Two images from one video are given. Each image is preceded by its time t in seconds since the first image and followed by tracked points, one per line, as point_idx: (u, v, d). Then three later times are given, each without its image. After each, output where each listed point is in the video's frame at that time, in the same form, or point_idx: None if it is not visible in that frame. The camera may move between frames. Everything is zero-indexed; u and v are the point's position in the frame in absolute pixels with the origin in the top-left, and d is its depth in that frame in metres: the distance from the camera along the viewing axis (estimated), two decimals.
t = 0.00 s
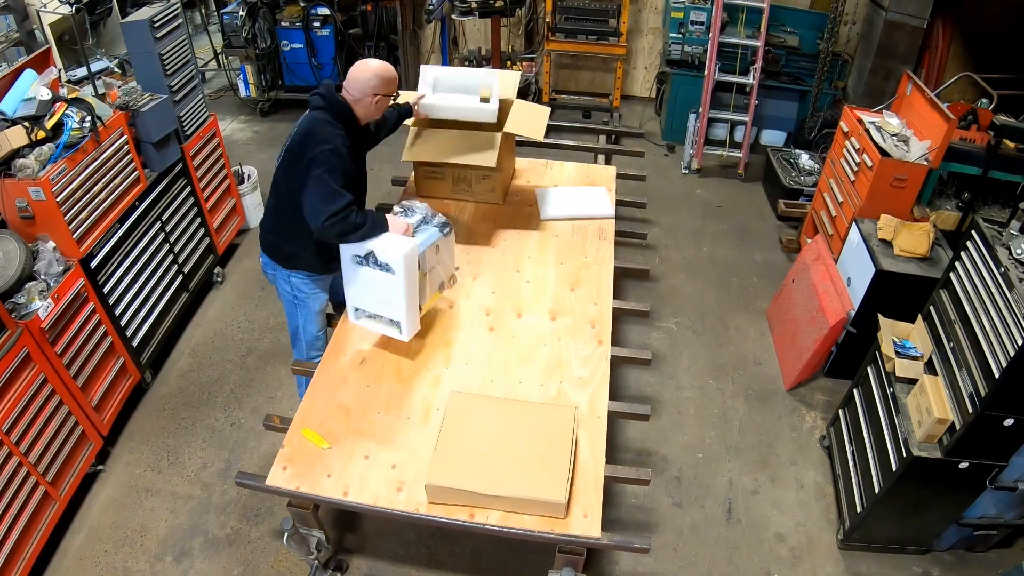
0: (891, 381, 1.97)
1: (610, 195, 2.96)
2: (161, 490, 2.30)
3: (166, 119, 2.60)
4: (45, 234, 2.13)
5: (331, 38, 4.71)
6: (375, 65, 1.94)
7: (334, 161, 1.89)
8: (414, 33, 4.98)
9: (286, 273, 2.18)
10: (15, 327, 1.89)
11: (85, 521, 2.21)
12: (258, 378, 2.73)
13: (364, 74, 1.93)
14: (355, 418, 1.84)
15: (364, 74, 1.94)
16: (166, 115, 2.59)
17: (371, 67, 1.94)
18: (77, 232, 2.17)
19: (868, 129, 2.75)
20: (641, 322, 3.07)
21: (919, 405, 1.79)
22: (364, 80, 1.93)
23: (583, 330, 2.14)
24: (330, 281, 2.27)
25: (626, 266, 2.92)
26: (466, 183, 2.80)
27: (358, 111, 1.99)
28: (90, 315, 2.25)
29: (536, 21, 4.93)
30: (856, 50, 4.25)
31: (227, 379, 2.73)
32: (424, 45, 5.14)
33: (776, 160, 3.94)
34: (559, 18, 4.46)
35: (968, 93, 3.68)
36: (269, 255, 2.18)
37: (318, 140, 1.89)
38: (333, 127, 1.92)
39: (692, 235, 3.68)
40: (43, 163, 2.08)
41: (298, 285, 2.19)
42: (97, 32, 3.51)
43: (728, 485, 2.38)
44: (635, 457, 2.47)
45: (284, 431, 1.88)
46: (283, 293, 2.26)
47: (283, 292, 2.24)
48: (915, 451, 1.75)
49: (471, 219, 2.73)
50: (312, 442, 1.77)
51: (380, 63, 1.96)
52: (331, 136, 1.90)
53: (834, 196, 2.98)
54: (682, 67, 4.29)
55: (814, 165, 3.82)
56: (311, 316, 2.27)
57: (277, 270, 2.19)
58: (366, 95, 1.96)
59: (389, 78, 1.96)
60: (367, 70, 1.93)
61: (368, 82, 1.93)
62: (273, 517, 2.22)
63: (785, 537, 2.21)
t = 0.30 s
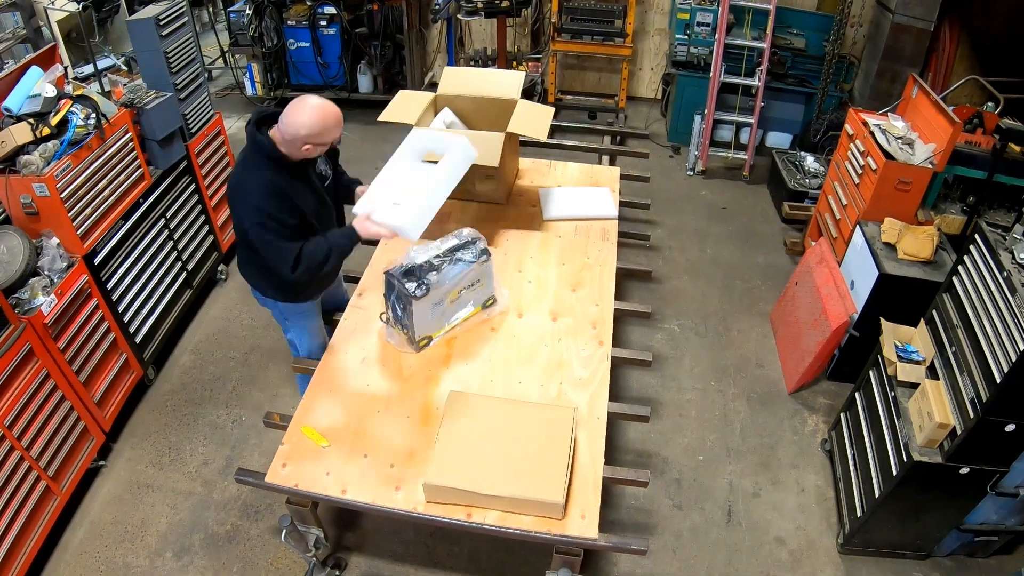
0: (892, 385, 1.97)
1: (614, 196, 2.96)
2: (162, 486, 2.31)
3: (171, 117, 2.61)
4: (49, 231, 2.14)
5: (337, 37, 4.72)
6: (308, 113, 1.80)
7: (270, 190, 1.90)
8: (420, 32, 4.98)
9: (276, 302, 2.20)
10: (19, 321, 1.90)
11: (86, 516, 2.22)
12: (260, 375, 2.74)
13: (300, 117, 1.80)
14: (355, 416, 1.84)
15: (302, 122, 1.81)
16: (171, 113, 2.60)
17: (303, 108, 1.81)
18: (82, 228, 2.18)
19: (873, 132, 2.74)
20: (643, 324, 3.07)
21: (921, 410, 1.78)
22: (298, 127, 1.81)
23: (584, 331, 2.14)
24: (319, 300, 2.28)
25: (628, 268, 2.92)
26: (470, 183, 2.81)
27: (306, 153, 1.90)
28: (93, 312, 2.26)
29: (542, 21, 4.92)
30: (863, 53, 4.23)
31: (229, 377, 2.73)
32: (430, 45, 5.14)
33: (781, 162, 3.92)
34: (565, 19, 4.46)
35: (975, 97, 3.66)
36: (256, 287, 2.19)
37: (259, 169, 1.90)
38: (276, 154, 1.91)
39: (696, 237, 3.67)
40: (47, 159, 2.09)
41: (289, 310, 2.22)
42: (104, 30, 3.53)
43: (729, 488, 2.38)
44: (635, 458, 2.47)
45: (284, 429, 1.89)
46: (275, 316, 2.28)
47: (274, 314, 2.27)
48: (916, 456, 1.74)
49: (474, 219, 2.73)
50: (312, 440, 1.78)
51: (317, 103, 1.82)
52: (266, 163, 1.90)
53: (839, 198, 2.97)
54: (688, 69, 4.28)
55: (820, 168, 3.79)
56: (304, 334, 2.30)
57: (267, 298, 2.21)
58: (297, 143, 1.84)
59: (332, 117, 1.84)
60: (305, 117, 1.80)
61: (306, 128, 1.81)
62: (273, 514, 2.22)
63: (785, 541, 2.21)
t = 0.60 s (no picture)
0: (894, 389, 1.96)
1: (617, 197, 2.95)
2: (163, 482, 2.32)
3: (175, 114, 2.62)
4: (53, 227, 2.15)
5: (343, 36, 4.74)
6: (326, 155, 1.71)
7: (294, 188, 1.81)
8: (426, 32, 4.99)
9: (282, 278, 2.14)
10: (21, 317, 1.91)
11: (87, 511, 2.24)
12: (263, 372, 2.75)
13: (320, 149, 1.73)
14: (355, 414, 1.85)
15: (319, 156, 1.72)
16: (176, 111, 2.62)
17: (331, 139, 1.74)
18: (85, 225, 2.19)
19: (878, 135, 2.72)
20: (646, 325, 3.06)
21: (922, 415, 1.77)
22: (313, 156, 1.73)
23: (584, 331, 2.14)
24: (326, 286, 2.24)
25: (631, 269, 2.91)
26: (471, 182, 2.81)
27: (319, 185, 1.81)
28: (97, 308, 2.27)
29: (549, 22, 4.93)
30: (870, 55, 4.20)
31: (231, 374, 2.74)
32: (436, 45, 5.15)
33: (786, 165, 3.91)
34: (571, 19, 4.45)
35: (982, 100, 3.64)
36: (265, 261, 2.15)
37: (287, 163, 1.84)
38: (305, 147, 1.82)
39: (700, 238, 3.66)
40: (52, 156, 2.11)
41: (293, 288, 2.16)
42: (112, 28, 3.55)
43: (729, 491, 2.37)
44: (636, 460, 2.47)
45: (284, 427, 1.90)
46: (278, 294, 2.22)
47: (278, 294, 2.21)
48: (916, 461, 1.73)
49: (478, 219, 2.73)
50: (311, 438, 1.78)
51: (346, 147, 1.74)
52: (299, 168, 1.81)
53: (843, 201, 2.95)
54: (693, 70, 4.28)
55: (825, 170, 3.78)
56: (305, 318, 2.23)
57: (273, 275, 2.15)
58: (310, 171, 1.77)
59: (350, 165, 1.73)
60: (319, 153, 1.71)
61: (317, 163, 1.72)
62: (273, 511, 2.23)
63: (785, 545, 2.20)
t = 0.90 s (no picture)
0: (895, 394, 1.95)
1: (621, 198, 2.95)
2: (164, 478, 2.33)
3: (180, 112, 2.63)
4: (57, 223, 2.17)
5: (349, 35, 4.75)
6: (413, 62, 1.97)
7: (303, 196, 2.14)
8: (432, 31, 4.99)
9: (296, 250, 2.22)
10: (25, 312, 1.93)
11: (89, 506, 2.25)
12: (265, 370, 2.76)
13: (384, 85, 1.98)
14: (354, 412, 1.85)
15: (399, 71, 1.98)
16: (180, 109, 2.63)
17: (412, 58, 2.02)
18: (90, 222, 2.20)
19: (882, 138, 2.71)
20: (648, 326, 3.06)
21: (923, 419, 1.76)
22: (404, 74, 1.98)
23: (585, 332, 2.14)
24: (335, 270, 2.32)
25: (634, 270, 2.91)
26: (475, 183, 2.81)
27: (396, 111, 2.00)
28: (100, 304, 2.28)
29: (555, 23, 4.93)
30: (877, 58, 4.17)
31: (234, 371, 2.75)
32: (442, 45, 5.15)
33: (791, 167, 3.90)
34: (577, 20, 4.45)
35: (989, 104, 3.62)
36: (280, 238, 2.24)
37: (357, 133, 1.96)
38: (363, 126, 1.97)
39: (704, 240, 3.65)
40: (57, 152, 2.12)
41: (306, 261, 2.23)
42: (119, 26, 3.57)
43: (729, 493, 2.36)
44: (636, 461, 2.46)
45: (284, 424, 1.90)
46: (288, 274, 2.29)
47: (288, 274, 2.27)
48: (917, 465, 1.72)
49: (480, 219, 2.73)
50: (311, 435, 1.79)
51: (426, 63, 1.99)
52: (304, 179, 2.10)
53: (847, 204, 2.94)
54: (700, 72, 4.27)
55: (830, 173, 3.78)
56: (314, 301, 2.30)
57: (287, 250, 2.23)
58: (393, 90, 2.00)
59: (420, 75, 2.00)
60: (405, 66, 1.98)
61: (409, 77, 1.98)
62: (273, 508, 2.24)
63: (785, 548, 2.19)
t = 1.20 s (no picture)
0: (897, 399, 1.94)
1: (624, 199, 2.94)
2: (165, 474, 2.34)
3: (185, 110, 2.64)
4: (61, 219, 2.18)
5: (356, 35, 4.76)
6: (352, 177, 1.79)
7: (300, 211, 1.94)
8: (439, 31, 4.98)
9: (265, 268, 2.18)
10: (29, 307, 1.94)
11: (90, 501, 2.26)
12: (267, 368, 2.77)
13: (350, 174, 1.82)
14: (353, 410, 1.86)
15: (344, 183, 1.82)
16: (185, 107, 2.63)
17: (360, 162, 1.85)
18: (94, 218, 2.21)
19: (887, 140, 2.70)
20: (651, 328, 3.05)
21: (924, 424, 1.75)
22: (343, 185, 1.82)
23: (586, 333, 2.14)
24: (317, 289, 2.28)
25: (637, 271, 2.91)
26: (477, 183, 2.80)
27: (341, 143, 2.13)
28: (103, 300, 2.29)
29: (561, 23, 4.93)
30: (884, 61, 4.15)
31: (236, 368, 2.76)
32: (448, 44, 5.15)
33: (797, 169, 3.89)
34: (583, 20, 4.44)
35: (996, 108, 3.60)
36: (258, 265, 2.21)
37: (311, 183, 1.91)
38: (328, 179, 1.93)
39: (708, 242, 3.64)
40: (61, 149, 2.13)
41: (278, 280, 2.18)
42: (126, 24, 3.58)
43: (729, 496, 2.36)
44: (636, 463, 2.46)
45: (284, 421, 1.91)
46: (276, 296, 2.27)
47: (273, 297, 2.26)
48: (917, 471, 1.71)
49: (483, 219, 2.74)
50: (310, 433, 1.79)
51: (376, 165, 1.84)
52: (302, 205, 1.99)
53: (851, 207, 2.93)
54: (705, 73, 4.26)
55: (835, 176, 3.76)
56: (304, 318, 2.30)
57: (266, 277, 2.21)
58: (337, 199, 1.86)
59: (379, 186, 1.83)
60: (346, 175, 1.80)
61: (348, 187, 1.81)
62: (273, 505, 2.24)
63: (784, 552, 2.19)
